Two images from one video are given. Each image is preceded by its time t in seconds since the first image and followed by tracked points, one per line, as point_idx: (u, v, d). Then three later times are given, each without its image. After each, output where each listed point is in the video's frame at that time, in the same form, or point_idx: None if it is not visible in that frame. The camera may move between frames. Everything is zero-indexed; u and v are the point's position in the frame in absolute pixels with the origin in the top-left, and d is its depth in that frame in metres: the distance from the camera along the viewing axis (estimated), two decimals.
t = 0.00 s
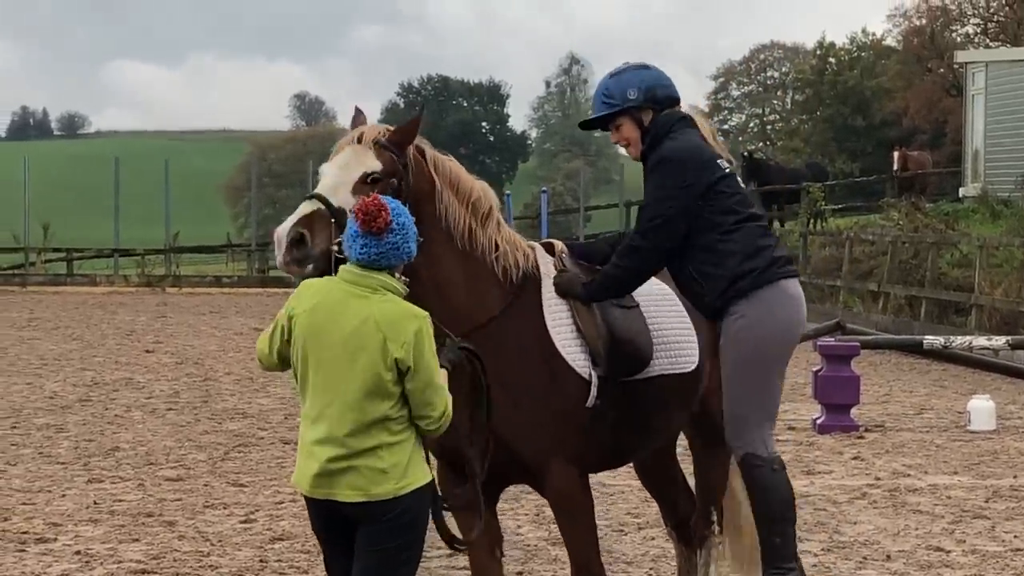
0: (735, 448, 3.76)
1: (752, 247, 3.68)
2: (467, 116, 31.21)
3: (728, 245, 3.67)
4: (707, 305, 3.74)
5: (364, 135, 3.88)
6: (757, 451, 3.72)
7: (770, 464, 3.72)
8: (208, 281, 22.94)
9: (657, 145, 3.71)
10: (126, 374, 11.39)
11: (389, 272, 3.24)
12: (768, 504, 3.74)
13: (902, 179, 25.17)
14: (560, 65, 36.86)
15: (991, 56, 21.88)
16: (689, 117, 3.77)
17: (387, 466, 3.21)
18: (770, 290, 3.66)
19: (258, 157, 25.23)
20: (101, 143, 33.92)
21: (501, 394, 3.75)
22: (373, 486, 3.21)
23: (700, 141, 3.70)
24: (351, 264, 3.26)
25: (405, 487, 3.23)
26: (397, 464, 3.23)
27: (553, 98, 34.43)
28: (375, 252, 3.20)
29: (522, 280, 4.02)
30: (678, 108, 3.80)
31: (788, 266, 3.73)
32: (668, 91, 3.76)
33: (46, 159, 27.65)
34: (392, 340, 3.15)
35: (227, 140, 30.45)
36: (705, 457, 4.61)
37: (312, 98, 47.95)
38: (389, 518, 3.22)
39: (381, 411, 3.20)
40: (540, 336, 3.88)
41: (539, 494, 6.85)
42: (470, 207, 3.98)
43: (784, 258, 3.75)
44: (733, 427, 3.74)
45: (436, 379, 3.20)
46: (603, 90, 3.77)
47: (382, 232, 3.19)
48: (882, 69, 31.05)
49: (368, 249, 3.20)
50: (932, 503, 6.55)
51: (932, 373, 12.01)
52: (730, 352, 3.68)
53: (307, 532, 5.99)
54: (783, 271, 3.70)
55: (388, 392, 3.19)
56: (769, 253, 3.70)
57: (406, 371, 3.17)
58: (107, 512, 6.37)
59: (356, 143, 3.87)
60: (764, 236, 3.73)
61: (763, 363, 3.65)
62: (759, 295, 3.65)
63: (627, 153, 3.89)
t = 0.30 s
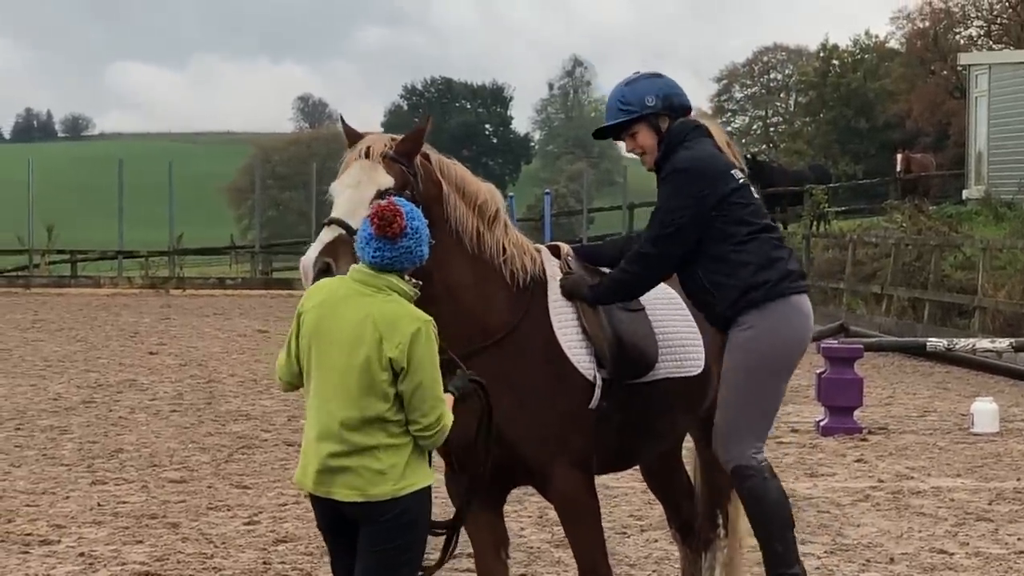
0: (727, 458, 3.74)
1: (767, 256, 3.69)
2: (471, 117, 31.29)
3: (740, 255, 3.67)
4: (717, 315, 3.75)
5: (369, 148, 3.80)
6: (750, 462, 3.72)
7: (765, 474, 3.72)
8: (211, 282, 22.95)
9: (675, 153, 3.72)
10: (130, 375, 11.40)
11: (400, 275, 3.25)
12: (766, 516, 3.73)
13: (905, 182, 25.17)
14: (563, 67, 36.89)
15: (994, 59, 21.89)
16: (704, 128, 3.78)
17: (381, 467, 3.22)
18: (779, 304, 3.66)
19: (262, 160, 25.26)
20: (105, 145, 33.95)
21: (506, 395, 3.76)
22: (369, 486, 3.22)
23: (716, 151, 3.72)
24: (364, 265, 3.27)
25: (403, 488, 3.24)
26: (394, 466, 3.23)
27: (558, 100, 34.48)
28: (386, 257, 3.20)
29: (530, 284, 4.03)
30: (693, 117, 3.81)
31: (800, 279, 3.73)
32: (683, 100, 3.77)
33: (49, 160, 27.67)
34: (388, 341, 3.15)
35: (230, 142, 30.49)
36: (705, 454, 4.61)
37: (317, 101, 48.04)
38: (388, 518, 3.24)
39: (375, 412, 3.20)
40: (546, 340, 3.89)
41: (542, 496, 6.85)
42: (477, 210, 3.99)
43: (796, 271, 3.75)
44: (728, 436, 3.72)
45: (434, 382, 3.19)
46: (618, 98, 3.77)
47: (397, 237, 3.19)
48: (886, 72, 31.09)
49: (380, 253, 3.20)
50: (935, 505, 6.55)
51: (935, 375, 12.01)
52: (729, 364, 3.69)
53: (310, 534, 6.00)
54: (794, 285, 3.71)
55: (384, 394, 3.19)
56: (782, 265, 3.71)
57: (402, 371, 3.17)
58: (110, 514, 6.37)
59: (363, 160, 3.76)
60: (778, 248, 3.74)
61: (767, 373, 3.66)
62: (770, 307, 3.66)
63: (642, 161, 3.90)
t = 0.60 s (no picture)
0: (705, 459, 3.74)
1: (745, 259, 3.70)
2: (469, 125, 31.31)
3: (718, 257, 3.68)
4: (693, 318, 3.74)
5: (392, 159, 3.73)
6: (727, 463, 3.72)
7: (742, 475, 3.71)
8: (210, 289, 22.96)
9: (654, 153, 3.72)
10: (128, 382, 11.39)
11: (398, 283, 3.25)
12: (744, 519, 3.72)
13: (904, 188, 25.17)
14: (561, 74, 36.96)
15: (991, 65, 21.89)
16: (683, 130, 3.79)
17: (380, 475, 3.22)
18: (751, 305, 3.66)
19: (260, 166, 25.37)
20: (102, 152, 33.94)
21: (510, 402, 3.79)
22: (369, 495, 3.22)
23: (695, 152, 3.73)
24: (360, 273, 3.28)
25: (403, 496, 3.25)
26: (393, 476, 3.24)
27: (555, 105, 34.49)
28: (383, 264, 3.20)
29: (535, 292, 4.06)
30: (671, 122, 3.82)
31: (775, 284, 3.74)
32: (663, 105, 3.79)
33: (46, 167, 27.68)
34: (388, 346, 3.17)
35: (228, 149, 30.50)
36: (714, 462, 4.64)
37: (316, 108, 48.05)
38: (388, 526, 3.24)
39: (372, 419, 3.21)
40: (551, 348, 3.93)
41: (541, 504, 6.85)
42: (485, 217, 3.98)
43: (772, 275, 3.75)
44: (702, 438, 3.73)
45: (434, 388, 3.20)
46: (600, 99, 3.78)
47: (393, 246, 3.19)
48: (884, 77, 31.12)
49: (377, 262, 3.21)
50: (933, 511, 6.56)
51: (933, 382, 12.01)
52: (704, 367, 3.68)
53: (308, 541, 6.00)
54: (770, 289, 3.71)
55: (384, 400, 3.20)
56: (758, 267, 3.71)
57: (401, 377, 3.18)
58: (108, 521, 6.37)
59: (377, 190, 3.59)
60: (754, 252, 3.74)
61: (739, 374, 3.65)
62: (743, 311, 3.65)
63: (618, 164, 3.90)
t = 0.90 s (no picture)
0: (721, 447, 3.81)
1: (723, 243, 3.83)
2: (464, 139, 31.28)
3: (695, 241, 3.82)
4: (677, 305, 3.90)
5: (394, 177, 3.88)
6: (744, 452, 3.80)
7: (760, 464, 3.80)
8: (204, 305, 22.93)
9: (626, 153, 3.85)
10: (121, 399, 11.35)
11: (392, 302, 3.24)
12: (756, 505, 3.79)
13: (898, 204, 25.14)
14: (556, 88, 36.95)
15: (987, 81, 21.89)
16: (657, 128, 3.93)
17: (370, 497, 3.21)
18: (736, 287, 3.77)
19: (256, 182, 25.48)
20: (97, 167, 33.90)
21: (513, 420, 3.92)
22: (358, 517, 3.21)
23: (670, 150, 3.86)
24: (354, 291, 3.27)
25: (393, 518, 3.23)
26: (382, 496, 3.22)
27: (550, 120, 34.47)
28: (374, 284, 3.19)
29: (528, 309, 4.21)
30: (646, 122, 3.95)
31: (758, 265, 3.86)
32: (637, 107, 3.92)
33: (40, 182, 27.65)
34: (376, 367, 3.16)
35: (223, 164, 30.46)
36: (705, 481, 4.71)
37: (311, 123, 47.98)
38: (375, 548, 3.22)
39: (361, 439, 3.20)
40: (548, 365, 4.07)
41: (536, 521, 6.84)
42: (486, 237, 4.12)
43: (753, 257, 3.88)
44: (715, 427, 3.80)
45: (426, 409, 3.18)
46: (576, 105, 3.92)
47: (385, 267, 3.18)
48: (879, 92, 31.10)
49: (368, 281, 3.20)
50: (929, 529, 6.55)
51: (929, 399, 11.99)
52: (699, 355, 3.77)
53: (301, 559, 5.98)
54: (752, 269, 3.83)
55: (371, 421, 3.18)
56: (738, 250, 3.84)
57: (391, 399, 3.17)
58: (101, 539, 6.35)
59: (380, 208, 3.77)
60: (735, 235, 3.88)
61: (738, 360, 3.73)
62: (728, 293, 3.77)
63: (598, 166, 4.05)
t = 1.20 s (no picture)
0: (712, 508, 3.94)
1: (747, 305, 3.86)
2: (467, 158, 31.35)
3: (724, 303, 3.84)
4: (692, 359, 3.92)
5: (439, 178, 4.18)
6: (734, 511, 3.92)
7: (751, 522, 3.93)
8: (205, 323, 22.96)
9: (661, 199, 3.88)
10: (123, 417, 11.36)
11: (394, 325, 3.24)
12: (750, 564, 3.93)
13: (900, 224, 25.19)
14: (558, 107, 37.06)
15: (987, 102, 21.96)
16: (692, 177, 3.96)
17: (370, 516, 3.22)
18: (756, 353, 3.82)
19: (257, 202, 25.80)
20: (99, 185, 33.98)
21: (507, 437, 3.97)
22: (360, 536, 3.23)
23: (704, 201, 3.90)
24: (358, 314, 3.28)
25: (394, 538, 3.25)
26: (383, 516, 3.23)
27: (552, 139, 34.56)
28: (375, 305, 3.21)
29: (532, 328, 4.28)
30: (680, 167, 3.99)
31: (776, 331, 3.89)
32: (673, 149, 3.95)
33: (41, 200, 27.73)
34: (375, 391, 3.16)
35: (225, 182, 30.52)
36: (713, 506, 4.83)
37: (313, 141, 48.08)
38: (378, 567, 3.24)
39: (361, 462, 3.21)
40: (543, 384, 4.12)
41: (538, 541, 6.85)
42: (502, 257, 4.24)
43: (773, 321, 3.92)
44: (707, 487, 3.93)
45: (427, 432, 3.19)
46: (612, 141, 3.94)
47: (384, 288, 3.20)
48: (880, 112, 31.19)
49: (370, 303, 3.22)
50: (930, 550, 6.55)
51: (931, 419, 12.00)
52: (710, 408, 3.85)
53: None
54: (772, 335, 3.88)
55: (371, 444, 3.19)
56: (761, 314, 3.88)
57: (390, 422, 3.17)
58: (103, 558, 6.36)
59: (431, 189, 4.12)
60: (756, 298, 3.91)
61: (747, 416, 3.83)
62: (746, 358, 3.82)
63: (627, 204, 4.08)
